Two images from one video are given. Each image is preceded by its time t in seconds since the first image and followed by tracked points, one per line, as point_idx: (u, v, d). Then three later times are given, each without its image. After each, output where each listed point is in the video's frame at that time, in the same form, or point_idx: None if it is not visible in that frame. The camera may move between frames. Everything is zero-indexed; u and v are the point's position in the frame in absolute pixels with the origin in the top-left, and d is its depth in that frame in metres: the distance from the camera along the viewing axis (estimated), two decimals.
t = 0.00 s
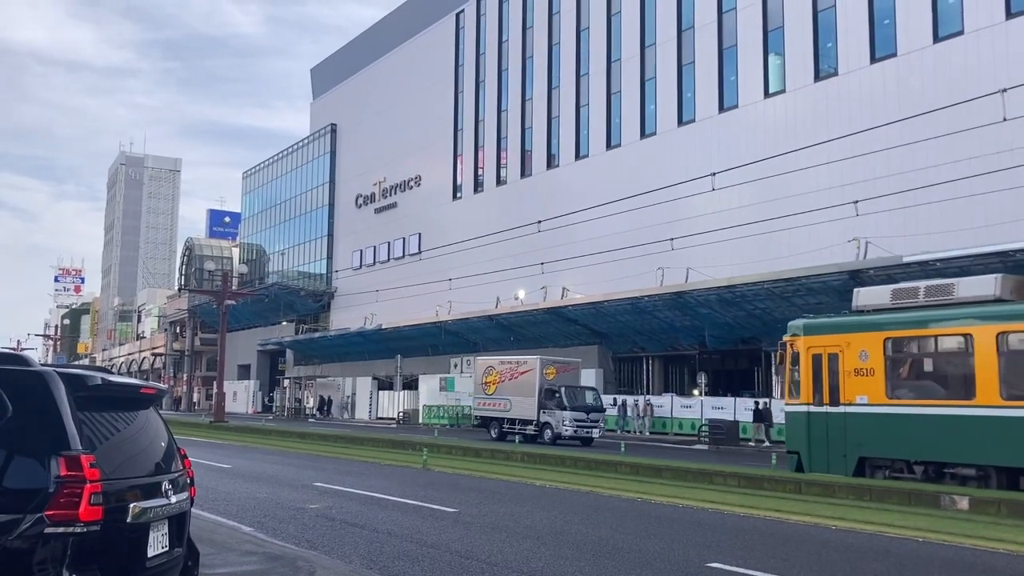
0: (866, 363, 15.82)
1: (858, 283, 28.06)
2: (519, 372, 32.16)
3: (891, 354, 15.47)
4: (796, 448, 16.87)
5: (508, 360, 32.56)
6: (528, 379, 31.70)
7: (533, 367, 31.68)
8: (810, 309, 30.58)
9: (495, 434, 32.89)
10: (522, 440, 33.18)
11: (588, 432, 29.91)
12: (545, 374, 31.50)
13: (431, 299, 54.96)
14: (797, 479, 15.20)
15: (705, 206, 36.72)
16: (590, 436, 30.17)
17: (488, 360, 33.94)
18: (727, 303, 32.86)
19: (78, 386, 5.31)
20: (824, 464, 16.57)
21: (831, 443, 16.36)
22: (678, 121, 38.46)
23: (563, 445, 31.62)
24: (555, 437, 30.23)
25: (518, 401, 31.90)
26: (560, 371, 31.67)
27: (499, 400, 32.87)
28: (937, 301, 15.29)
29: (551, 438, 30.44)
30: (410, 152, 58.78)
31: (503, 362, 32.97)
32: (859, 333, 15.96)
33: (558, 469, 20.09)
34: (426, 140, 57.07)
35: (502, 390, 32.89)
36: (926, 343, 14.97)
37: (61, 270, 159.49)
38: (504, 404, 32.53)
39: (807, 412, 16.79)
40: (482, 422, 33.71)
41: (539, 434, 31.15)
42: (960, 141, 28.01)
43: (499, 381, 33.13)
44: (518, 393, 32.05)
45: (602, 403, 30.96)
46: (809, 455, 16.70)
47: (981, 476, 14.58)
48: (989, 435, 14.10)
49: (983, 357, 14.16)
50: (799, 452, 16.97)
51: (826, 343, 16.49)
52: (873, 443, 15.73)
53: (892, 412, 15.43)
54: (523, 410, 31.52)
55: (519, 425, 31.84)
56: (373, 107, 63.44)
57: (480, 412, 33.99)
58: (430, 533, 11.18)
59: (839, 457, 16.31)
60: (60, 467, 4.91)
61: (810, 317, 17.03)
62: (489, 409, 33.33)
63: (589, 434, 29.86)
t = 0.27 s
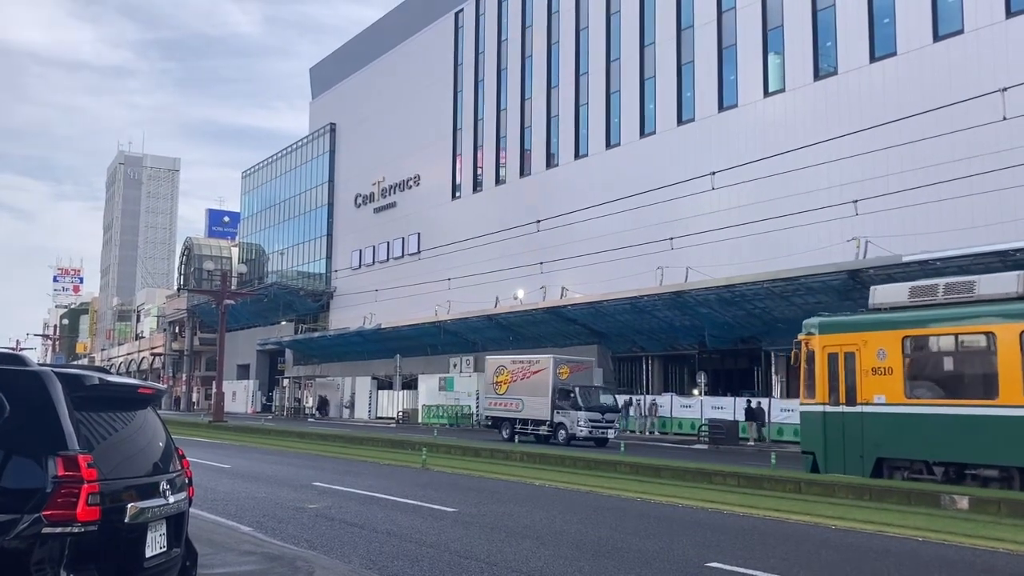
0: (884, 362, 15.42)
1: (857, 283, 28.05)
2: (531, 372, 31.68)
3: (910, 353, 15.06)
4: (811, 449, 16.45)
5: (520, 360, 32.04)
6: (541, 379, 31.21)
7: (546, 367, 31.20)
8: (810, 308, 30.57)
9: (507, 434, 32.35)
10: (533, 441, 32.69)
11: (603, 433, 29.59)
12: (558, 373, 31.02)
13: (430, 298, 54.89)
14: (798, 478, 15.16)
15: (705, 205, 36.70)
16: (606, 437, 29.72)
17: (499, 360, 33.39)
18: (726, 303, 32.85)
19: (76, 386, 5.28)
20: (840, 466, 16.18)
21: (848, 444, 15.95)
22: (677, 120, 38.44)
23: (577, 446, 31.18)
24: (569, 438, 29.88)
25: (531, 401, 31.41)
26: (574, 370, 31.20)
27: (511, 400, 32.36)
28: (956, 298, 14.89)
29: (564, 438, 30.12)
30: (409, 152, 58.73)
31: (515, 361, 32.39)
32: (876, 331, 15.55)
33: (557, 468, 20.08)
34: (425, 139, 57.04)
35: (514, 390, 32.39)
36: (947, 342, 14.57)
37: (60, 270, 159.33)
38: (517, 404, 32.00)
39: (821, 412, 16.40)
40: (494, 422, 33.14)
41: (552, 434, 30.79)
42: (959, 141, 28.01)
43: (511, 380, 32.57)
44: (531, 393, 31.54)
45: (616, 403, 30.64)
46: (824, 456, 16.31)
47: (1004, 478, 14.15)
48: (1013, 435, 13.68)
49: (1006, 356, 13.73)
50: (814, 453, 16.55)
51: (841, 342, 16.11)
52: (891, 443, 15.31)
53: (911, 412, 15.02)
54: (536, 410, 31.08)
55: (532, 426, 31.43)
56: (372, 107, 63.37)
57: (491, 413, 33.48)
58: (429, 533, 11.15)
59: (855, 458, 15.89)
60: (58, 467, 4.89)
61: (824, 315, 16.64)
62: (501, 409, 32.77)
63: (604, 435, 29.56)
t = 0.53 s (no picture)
0: (899, 362, 15.13)
1: (855, 283, 28.08)
2: (544, 372, 30.97)
3: (926, 352, 14.76)
4: (824, 451, 16.17)
5: (532, 360, 31.27)
6: (554, 379, 30.49)
7: (559, 367, 30.47)
8: (809, 308, 30.59)
9: (518, 435, 31.61)
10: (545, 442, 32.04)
11: (618, 434, 28.96)
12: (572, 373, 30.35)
13: (429, 298, 54.86)
14: (796, 479, 15.17)
15: (703, 205, 36.71)
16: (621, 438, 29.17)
17: (508, 359, 32.58)
18: (724, 303, 32.86)
19: (73, 387, 5.28)
20: (854, 467, 15.90)
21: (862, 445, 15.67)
22: (675, 120, 38.47)
23: (589, 446, 30.62)
24: (583, 439, 29.25)
25: (544, 401, 30.74)
26: (587, 370, 30.55)
27: (523, 400, 31.60)
28: (973, 297, 14.55)
29: (579, 440, 29.49)
30: (407, 152, 58.71)
31: (527, 361, 31.56)
32: (891, 330, 15.24)
33: (555, 468, 20.09)
34: (424, 140, 57.05)
35: (525, 390, 31.62)
36: (963, 341, 14.28)
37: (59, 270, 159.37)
38: (529, 405, 31.24)
39: (835, 413, 16.12)
40: (503, 423, 32.34)
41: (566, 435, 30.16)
42: (956, 141, 28.04)
43: (522, 380, 31.75)
44: (543, 393, 30.79)
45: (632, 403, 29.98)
46: (838, 457, 16.02)
47: None
48: None
49: None
50: (827, 455, 16.25)
51: (854, 342, 15.82)
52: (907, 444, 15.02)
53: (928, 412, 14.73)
54: (549, 410, 30.40)
55: (544, 426, 30.73)
56: (371, 107, 63.36)
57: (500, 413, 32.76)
58: (427, 534, 11.15)
59: (870, 460, 15.61)
60: (54, 468, 4.88)
61: (834, 314, 16.31)
62: (511, 410, 31.98)
63: (619, 436, 28.94)
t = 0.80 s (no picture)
0: (912, 361, 14.92)
1: (853, 283, 28.12)
2: (556, 371, 30.55)
3: (941, 352, 14.56)
4: (835, 451, 15.94)
5: (544, 359, 30.86)
6: (566, 378, 30.09)
7: (571, 366, 30.03)
8: (807, 308, 30.61)
9: (530, 436, 31.26)
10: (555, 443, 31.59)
11: (632, 434, 28.58)
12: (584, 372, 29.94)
13: (427, 298, 54.85)
14: (795, 479, 15.16)
15: (702, 205, 36.72)
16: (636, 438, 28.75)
17: (519, 359, 32.14)
18: (723, 302, 32.87)
19: (70, 387, 5.28)
20: (866, 467, 15.66)
21: (874, 445, 15.45)
22: (674, 120, 38.47)
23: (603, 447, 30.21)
24: (597, 439, 28.84)
25: (557, 401, 30.35)
26: (600, 369, 30.13)
27: (534, 400, 31.27)
28: (989, 295, 14.29)
29: (593, 440, 29.04)
30: (406, 152, 58.69)
31: (538, 360, 31.24)
32: (905, 328, 15.04)
33: (553, 468, 20.09)
34: (422, 140, 57.04)
35: (537, 390, 31.28)
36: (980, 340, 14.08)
37: (57, 270, 159.30)
38: (541, 405, 30.86)
39: (846, 413, 15.88)
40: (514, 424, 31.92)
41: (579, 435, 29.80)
42: (954, 141, 28.07)
43: (533, 380, 31.44)
44: (555, 393, 30.44)
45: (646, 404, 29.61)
46: (849, 458, 15.78)
47: None
48: None
49: None
50: (837, 455, 16.02)
51: (866, 341, 15.61)
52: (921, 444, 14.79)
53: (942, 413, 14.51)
54: (561, 410, 30.02)
55: (556, 427, 30.36)
56: (370, 107, 63.32)
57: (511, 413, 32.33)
58: (426, 534, 11.14)
59: (883, 460, 15.38)
60: (51, 468, 4.87)
61: (846, 313, 16.13)
62: (523, 410, 31.62)
63: (633, 436, 28.53)
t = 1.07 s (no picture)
0: (925, 360, 14.65)
1: (852, 282, 28.15)
2: (568, 371, 30.30)
3: (954, 350, 14.28)
4: (847, 451, 15.74)
5: (557, 358, 30.65)
6: (579, 378, 29.69)
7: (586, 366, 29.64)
8: (805, 307, 30.65)
9: (542, 436, 31.01)
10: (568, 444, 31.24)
11: (648, 435, 28.08)
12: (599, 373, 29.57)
13: (426, 298, 54.84)
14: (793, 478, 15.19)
15: (701, 205, 36.75)
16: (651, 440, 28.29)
17: (532, 359, 32.00)
18: (722, 302, 32.89)
19: (70, 387, 5.30)
20: (878, 468, 15.42)
21: (886, 445, 15.21)
22: (673, 120, 38.50)
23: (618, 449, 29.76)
24: (612, 440, 28.39)
25: (569, 401, 30.09)
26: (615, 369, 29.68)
27: (547, 400, 31.10)
28: (1005, 294, 14.02)
29: (607, 441, 28.64)
30: (405, 152, 58.68)
31: (550, 360, 31.06)
32: (918, 327, 14.77)
33: (552, 468, 20.11)
34: (421, 140, 57.04)
35: (549, 390, 31.07)
36: (994, 339, 13.82)
37: (56, 270, 159.16)
38: (553, 405, 30.70)
39: (858, 412, 15.67)
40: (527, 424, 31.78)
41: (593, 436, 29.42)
42: (952, 141, 28.11)
43: (545, 380, 31.27)
44: (568, 393, 30.11)
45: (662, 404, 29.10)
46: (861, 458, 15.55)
47: None
48: None
49: None
50: (849, 455, 15.82)
51: (878, 340, 15.40)
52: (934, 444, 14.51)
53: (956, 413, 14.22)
54: (574, 411, 29.65)
55: (569, 427, 30.06)
56: (369, 107, 63.30)
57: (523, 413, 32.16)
58: (425, 533, 11.15)
59: (895, 459, 15.14)
60: (51, 467, 4.89)
61: (859, 312, 15.97)
62: (535, 410, 31.45)
63: (649, 437, 28.06)
